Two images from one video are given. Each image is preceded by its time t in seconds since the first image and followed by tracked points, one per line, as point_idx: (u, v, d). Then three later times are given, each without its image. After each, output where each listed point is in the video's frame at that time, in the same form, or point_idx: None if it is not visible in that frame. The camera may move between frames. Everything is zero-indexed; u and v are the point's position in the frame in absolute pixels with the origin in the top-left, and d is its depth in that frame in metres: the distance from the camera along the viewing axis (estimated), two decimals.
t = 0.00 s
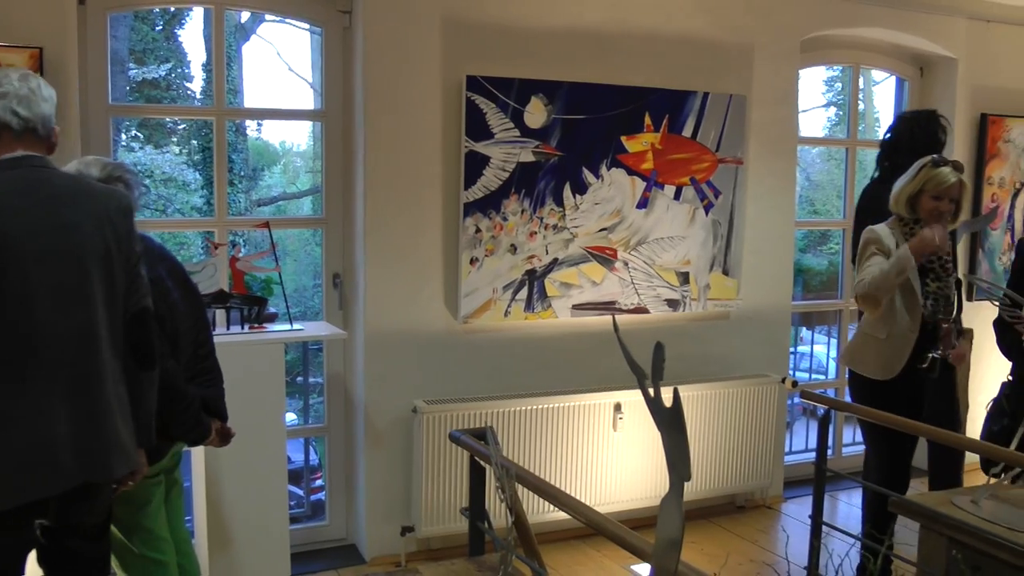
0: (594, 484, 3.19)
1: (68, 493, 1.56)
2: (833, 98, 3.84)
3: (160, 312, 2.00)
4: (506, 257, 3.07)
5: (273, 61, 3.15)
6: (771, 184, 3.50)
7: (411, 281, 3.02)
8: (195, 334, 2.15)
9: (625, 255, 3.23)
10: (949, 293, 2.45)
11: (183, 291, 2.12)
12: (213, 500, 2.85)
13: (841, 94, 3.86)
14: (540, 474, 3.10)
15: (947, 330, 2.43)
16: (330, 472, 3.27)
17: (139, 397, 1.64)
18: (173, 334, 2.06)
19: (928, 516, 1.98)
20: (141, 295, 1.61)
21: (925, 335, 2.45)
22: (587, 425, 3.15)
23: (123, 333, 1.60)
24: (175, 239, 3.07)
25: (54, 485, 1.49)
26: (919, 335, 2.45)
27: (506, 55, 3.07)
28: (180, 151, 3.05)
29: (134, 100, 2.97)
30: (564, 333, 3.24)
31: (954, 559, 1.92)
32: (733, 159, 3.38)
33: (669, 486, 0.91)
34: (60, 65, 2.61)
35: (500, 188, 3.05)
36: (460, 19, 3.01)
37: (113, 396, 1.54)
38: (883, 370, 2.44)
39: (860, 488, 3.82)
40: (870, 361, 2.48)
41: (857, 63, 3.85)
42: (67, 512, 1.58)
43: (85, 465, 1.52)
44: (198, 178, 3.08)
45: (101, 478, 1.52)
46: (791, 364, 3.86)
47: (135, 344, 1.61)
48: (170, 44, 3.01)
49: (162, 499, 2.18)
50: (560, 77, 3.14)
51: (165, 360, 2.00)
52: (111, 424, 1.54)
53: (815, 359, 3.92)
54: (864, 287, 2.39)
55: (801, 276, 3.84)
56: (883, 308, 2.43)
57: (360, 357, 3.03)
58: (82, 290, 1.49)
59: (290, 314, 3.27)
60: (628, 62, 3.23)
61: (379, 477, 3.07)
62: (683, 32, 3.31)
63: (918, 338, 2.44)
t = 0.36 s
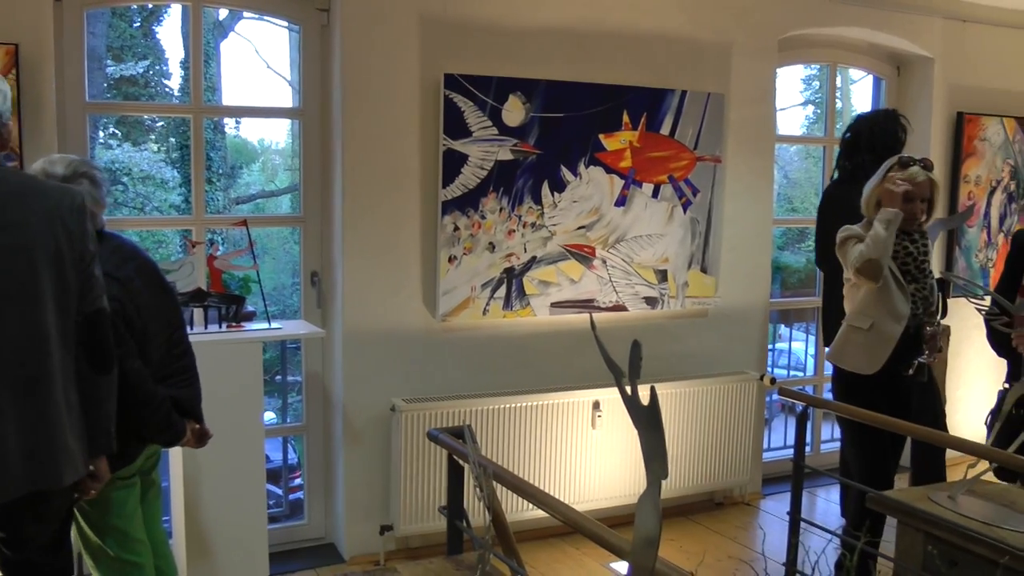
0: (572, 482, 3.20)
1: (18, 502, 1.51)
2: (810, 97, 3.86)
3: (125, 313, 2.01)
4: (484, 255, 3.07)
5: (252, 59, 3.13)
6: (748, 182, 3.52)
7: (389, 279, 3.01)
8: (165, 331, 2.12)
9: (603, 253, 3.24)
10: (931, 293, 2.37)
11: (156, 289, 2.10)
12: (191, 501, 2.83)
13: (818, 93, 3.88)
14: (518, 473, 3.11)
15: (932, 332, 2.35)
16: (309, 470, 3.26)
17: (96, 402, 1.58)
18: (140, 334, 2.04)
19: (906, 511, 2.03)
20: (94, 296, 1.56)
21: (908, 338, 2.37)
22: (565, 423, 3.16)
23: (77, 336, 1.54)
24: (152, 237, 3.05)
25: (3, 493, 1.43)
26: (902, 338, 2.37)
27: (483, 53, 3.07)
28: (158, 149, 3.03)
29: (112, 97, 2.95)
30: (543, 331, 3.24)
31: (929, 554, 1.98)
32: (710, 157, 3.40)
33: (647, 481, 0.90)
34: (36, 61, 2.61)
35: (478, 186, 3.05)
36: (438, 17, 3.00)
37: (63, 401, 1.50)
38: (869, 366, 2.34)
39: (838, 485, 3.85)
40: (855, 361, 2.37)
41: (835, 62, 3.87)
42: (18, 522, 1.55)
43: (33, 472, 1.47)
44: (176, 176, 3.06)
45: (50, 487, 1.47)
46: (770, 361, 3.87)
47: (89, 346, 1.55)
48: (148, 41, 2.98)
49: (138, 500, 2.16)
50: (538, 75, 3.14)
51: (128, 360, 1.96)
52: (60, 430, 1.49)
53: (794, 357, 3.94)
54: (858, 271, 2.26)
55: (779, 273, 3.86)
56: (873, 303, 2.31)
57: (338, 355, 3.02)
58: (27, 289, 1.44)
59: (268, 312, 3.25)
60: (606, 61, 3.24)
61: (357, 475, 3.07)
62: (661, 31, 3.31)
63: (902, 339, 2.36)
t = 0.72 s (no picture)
0: (538, 479, 3.21)
1: None
2: (778, 97, 3.89)
3: (87, 315, 2.00)
4: (451, 254, 3.07)
5: (218, 55, 3.11)
6: (715, 181, 3.55)
7: (355, 277, 3.00)
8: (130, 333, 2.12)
9: (570, 251, 3.25)
10: (899, 295, 2.26)
11: (121, 288, 2.10)
12: (155, 503, 2.79)
13: (785, 92, 3.91)
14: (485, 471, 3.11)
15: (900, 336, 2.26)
16: (275, 469, 3.24)
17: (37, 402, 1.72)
18: (101, 335, 2.04)
19: (866, 506, 2.01)
20: (38, 298, 1.71)
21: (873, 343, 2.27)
22: (532, 421, 3.17)
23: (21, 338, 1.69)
24: (117, 235, 3.02)
25: None
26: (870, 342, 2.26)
27: (451, 51, 3.06)
28: (124, 146, 3.00)
29: (77, 93, 2.91)
30: (509, 329, 3.25)
31: (887, 549, 2.00)
32: (676, 156, 3.42)
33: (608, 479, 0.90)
34: None
35: (444, 184, 3.04)
36: (406, 15, 2.99)
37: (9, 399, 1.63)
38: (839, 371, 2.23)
39: (802, 481, 3.90)
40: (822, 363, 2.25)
41: (801, 63, 3.90)
42: None
43: None
44: (142, 174, 3.03)
45: None
46: (735, 358, 3.90)
47: (33, 345, 1.70)
48: (115, 36, 2.95)
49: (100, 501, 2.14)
50: (505, 74, 3.14)
51: (87, 362, 1.97)
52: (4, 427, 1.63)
53: (759, 354, 3.97)
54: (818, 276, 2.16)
55: (745, 272, 3.89)
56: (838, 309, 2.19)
57: (303, 354, 3.01)
58: None
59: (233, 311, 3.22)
60: (574, 60, 3.25)
61: (323, 474, 3.05)
62: (628, 30, 3.33)
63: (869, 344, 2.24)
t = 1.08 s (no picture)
0: (501, 478, 3.22)
1: None
2: (743, 97, 3.93)
3: (44, 314, 1.98)
4: (414, 252, 3.07)
5: (182, 52, 3.08)
6: (678, 180, 3.57)
7: (318, 275, 2.99)
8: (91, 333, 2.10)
9: (532, 250, 3.26)
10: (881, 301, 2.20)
11: (81, 284, 2.08)
12: (117, 504, 2.75)
13: (749, 93, 3.95)
14: (448, 469, 3.12)
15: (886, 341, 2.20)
16: (238, 468, 3.22)
17: None
18: (60, 334, 2.02)
19: (826, 502, 2.03)
20: None
21: (854, 351, 2.20)
22: (494, 419, 3.17)
23: None
24: (80, 233, 2.99)
25: None
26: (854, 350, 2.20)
27: (414, 49, 3.06)
28: (87, 143, 2.96)
29: (38, 90, 2.87)
30: (473, 328, 3.26)
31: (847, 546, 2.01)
32: (639, 155, 3.44)
33: (566, 479, 0.98)
34: None
35: (407, 183, 3.04)
36: (369, 13, 2.98)
37: None
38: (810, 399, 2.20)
39: (765, 478, 3.94)
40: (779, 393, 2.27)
41: (764, 63, 3.94)
42: None
43: None
44: (105, 171, 3.01)
45: None
46: (699, 357, 3.93)
47: None
48: (77, 32, 2.91)
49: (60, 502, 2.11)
50: (468, 72, 3.14)
51: (45, 361, 1.95)
52: None
53: (723, 353, 4.01)
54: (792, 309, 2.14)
55: (709, 271, 3.92)
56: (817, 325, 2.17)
57: (266, 353, 2.99)
58: None
59: (196, 309, 3.20)
60: (537, 59, 3.25)
61: (286, 473, 3.04)
62: (591, 30, 3.34)
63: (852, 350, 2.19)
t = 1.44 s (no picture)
0: (469, 476, 3.22)
1: None
2: (711, 96, 3.95)
3: (9, 314, 1.97)
4: (381, 251, 3.07)
5: (149, 50, 3.06)
6: (645, 178, 3.60)
7: (284, 274, 2.99)
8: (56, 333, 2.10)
9: (500, 248, 3.27)
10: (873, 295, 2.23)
11: (46, 285, 2.07)
12: (83, 505, 2.72)
13: (717, 91, 3.97)
14: (417, 468, 3.12)
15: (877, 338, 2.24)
16: (205, 469, 3.21)
17: None
18: (25, 335, 2.02)
19: (791, 497, 1.99)
20: None
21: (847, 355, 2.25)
22: (462, 418, 3.18)
23: None
24: (45, 232, 2.96)
25: None
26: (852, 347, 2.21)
27: (381, 48, 3.05)
28: (54, 141, 2.93)
29: (3, 87, 2.83)
30: (441, 326, 3.26)
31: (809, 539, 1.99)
32: (606, 153, 3.45)
33: (528, 479, 0.97)
34: None
35: (374, 181, 3.04)
36: (335, 11, 2.97)
37: None
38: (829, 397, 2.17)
39: (732, 474, 3.98)
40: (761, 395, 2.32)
41: (732, 62, 3.97)
42: None
43: None
44: (72, 170, 2.98)
45: None
46: (667, 354, 3.95)
47: None
48: (43, 29, 2.87)
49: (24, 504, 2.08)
50: (435, 71, 3.15)
51: (9, 361, 1.94)
52: None
53: (691, 350, 4.03)
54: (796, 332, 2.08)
55: (677, 268, 3.94)
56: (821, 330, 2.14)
57: (233, 352, 2.98)
58: None
59: (163, 309, 3.18)
60: (504, 58, 3.26)
61: (254, 473, 3.03)
62: (559, 29, 3.36)
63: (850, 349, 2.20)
